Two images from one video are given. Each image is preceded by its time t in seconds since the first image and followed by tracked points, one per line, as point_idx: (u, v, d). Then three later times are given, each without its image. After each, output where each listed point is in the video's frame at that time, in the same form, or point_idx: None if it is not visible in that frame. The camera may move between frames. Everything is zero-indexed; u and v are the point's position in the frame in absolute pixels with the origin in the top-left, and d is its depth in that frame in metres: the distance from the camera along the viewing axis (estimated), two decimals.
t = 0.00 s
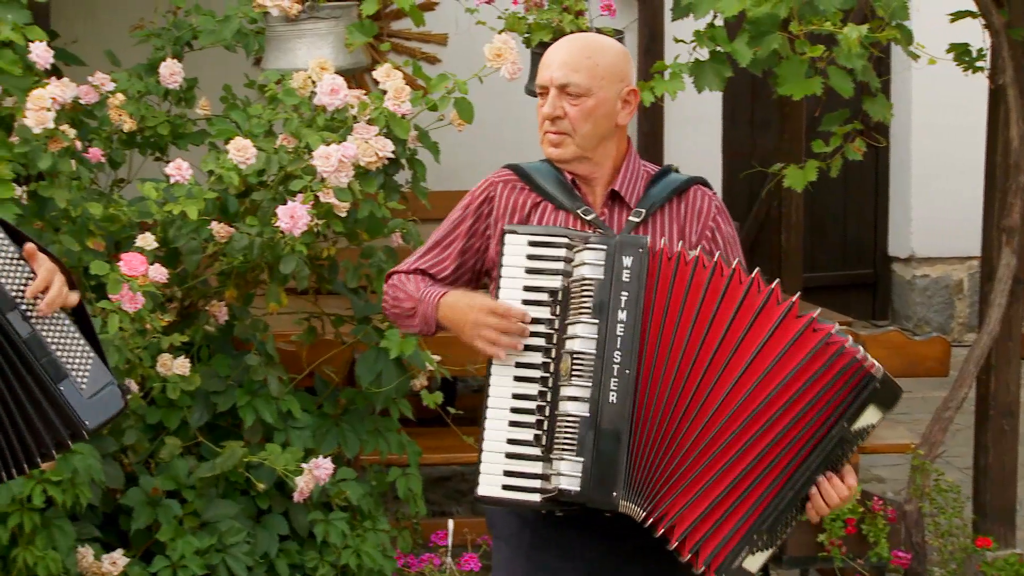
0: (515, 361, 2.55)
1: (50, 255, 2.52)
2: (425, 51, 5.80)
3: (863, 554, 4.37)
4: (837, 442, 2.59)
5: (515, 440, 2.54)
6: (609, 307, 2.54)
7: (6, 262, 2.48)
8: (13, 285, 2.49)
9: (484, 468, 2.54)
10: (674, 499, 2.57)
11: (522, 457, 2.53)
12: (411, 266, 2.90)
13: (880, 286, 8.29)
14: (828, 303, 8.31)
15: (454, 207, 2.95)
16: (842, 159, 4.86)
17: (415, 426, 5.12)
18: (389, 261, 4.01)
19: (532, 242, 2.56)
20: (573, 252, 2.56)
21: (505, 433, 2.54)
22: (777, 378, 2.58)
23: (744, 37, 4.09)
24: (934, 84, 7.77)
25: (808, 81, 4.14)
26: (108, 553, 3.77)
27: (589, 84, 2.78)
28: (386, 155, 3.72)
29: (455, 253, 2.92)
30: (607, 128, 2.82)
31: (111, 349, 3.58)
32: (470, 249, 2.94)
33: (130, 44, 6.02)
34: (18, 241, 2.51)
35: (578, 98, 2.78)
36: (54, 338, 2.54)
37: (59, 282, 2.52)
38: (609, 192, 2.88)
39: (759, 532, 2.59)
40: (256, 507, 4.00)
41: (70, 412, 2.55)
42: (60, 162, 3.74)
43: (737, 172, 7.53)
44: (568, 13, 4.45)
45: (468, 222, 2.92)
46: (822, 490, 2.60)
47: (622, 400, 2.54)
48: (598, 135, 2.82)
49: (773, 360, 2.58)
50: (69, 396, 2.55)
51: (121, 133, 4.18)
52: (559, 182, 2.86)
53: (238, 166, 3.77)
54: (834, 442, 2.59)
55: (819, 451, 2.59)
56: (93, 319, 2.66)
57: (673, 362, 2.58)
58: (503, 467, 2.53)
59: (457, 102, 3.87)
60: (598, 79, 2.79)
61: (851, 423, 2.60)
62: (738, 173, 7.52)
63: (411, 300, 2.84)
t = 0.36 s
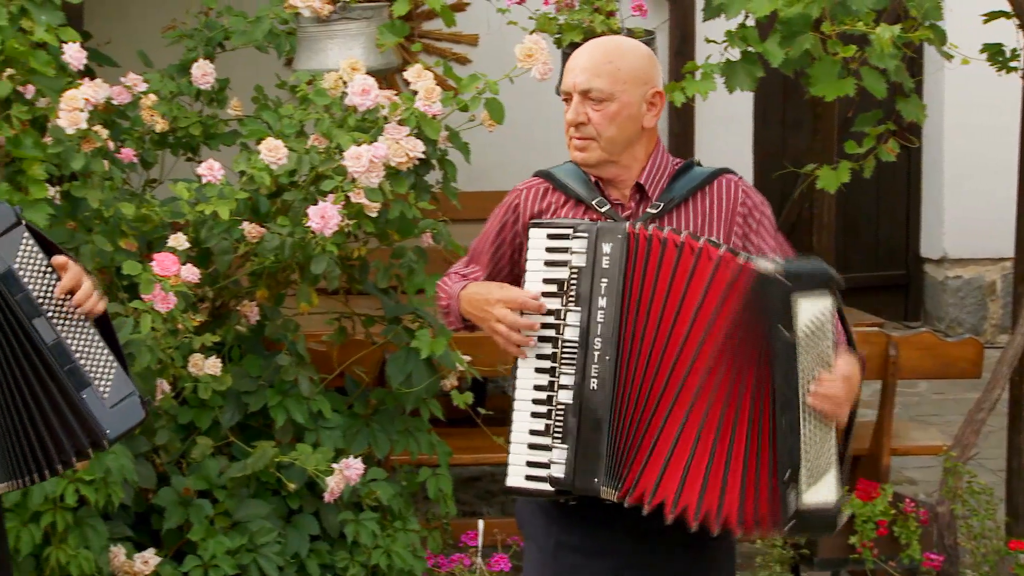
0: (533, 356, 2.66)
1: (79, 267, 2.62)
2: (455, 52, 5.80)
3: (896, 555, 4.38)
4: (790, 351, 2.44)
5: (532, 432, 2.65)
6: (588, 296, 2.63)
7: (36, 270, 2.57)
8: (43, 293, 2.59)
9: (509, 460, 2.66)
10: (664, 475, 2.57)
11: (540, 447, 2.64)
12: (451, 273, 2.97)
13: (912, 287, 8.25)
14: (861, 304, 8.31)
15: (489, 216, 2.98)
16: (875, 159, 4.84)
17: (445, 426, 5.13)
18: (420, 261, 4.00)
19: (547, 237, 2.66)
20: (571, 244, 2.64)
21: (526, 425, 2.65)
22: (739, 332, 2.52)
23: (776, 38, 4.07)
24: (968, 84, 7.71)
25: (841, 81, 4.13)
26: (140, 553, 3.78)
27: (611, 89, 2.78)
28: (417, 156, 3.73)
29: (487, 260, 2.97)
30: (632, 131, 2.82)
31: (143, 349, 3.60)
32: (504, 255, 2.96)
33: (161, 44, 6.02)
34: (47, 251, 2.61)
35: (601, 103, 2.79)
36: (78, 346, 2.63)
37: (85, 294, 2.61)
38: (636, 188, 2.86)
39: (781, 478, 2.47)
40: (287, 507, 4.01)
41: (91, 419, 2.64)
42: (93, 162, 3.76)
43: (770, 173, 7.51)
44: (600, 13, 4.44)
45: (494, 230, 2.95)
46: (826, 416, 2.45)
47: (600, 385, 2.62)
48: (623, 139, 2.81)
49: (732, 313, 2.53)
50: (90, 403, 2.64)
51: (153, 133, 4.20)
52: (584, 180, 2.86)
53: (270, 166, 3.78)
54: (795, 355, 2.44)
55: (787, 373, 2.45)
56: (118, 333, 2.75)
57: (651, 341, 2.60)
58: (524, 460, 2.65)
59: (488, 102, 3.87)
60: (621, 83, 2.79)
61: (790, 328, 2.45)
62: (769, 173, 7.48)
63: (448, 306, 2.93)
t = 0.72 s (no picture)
0: (559, 356, 2.70)
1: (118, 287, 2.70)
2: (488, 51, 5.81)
3: (927, 557, 4.34)
4: (760, 289, 2.53)
5: (559, 436, 2.67)
6: (607, 291, 2.69)
7: (73, 283, 2.64)
8: (78, 307, 2.64)
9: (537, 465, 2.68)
10: (688, 459, 2.60)
11: (566, 450, 2.67)
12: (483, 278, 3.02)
13: (945, 288, 8.19)
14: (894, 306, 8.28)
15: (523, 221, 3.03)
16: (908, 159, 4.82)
17: (476, 427, 5.13)
18: (451, 261, 4.01)
19: (570, 241, 2.72)
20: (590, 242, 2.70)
21: (553, 430, 2.68)
22: (732, 298, 2.60)
23: (809, 38, 4.06)
24: (1003, 84, 7.69)
25: (875, 80, 4.11)
26: (172, 552, 3.80)
27: (631, 87, 2.81)
28: (449, 156, 3.73)
29: (520, 261, 3.00)
30: (654, 129, 2.83)
31: (175, 348, 3.61)
32: (534, 258, 3.00)
33: (195, 45, 6.04)
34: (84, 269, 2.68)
35: (622, 101, 2.81)
36: (107, 364, 2.67)
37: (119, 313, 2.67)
38: (658, 185, 2.86)
39: (801, 405, 2.48)
40: (318, 507, 4.02)
41: (114, 436, 2.66)
42: (126, 162, 3.77)
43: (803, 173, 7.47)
44: (631, 14, 4.43)
45: (527, 231, 2.99)
46: (817, 326, 2.49)
47: (621, 378, 2.66)
48: (646, 137, 2.83)
49: (722, 283, 2.61)
50: (113, 419, 2.66)
51: (186, 133, 4.21)
52: (610, 183, 2.89)
53: (302, 167, 3.79)
54: (767, 290, 2.53)
55: (768, 306, 2.53)
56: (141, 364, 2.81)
57: (662, 330, 2.66)
58: (551, 465, 2.67)
59: (519, 102, 3.87)
60: (640, 81, 2.81)
61: (751, 268, 2.54)
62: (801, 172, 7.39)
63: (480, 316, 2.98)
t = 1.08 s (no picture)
0: (594, 345, 2.72)
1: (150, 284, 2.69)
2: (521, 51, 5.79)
3: (964, 558, 4.36)
4: (785, 259, 2.56)
5: (593, 424, 2.67)
6: (649, 274, 2.69)
7: (103, 279, 2.65)
8: (107, 302, 2.65)
9: (569, 455, 2.68)
10: (723, 436, 2.59)
11: (601, 440, 2.66)
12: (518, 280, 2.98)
13: (982, 289, 8.16)
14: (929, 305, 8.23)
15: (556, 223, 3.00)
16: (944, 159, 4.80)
17: (510, 427, 5.13)
18: (485, 261, 4.01)
19: (607, 233, 2.75)
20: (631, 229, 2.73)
21: (587, 419, 2.68)
22: (761, 273, 2.61)
23: (845, 37, 4.04)
24: None
25: (911, 79, 4.10)
26: (207, 550, 3.81)
27: (674, 76, 2.80)
28: (483, 156, 3.73)
29: (554, 262, 2.97)
30: (695, 121, 2.83)
31: (210, 347, 3.63)
32: (569, 259, 2.97)
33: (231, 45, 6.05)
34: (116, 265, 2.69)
35: (664, 91, 2.81)
36: (135, 359, 2.67)
37: (148, 309, 2.67)
38: (694, 178, 2.86)
39: (827, 369, 2.47)
40: (352, 505, 4.03)
41: (138, 431, 2.66)
42: (161, 162, 3.79)
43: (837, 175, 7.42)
44: (666, 13, 4.42)
45: (561, 231, 2.96)
46: (840, 293, 2.51)
47: (664, 358, 2.65)
48: (686, 128, 2.82)
49: (753, 259, 2.62)
50: (138, 415, 2.66)
51: (221, 133, 4.23)
52: (647, 179, 2.87)
53: (336, 166, 3.80)
54: (791, 260, 2.55)
55: (791, 277, 2.55)
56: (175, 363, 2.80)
57: (700, 310, 2.66)
58: (585, 452, 2.67)
59: (553, 102, 3.86)
60: (682, 70, 2.81)
61: (774, 240, 2.57)
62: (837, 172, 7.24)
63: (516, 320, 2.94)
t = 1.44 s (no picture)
0: (636, 350, 2.64)
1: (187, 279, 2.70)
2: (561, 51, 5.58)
3: (1006, 561, 4.33)
4: (839, 268, 2.54)
5: (636, 429, 2.61)
6: (702, 275, 2.61)
7: (138, 273, 2.64)
8: (142, 296, 2.64)
9: (611, 459, 2.62)
10: (770, 438, 2.53)
11: (646, 443, 2.60)
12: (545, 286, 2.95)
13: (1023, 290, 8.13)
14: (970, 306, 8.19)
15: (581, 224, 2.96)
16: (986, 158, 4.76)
17: (548, 427, 5.13)
18: (523, 260, 4.01)
19: (643, 237, 2.67)
20: (678, 228, 2.65)
21: (629, 424, 2.61)
22: (812, 278, 2.57)
23: (885, 36, 4.02)
24: None
25: (954, 78, 4.06)
26: (247, 548, 3.83)
27: (711, 81, 2.79)
28: (522, 156, 3.73)
29: (580, 267, 2.93)
30: (730, 125, 2.82)
31: (250, 346, 3.64)
32: (596, 263, 2.93)
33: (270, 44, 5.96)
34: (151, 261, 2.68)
35: (701, 96, 2.79)
36: (170, 355, 2.66)
37: (184, 305, 2.68)
38: (729, 182, 2.85)
39: (875, 382, 2.47)
40: (391, 505, 4.04)
41: (174, 424, 2.64)
42: (202, 162, 3.80)
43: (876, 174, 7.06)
44: (705, 13, 4.41)
45: (585, 237, 2.92)
46: (893, 308, 2.52)
47: (722, 360, 2.57)
48: (723, 133, 2.81)
49: (804, 263, 2.58)
50: (173, 409, 2.64)
51: (261, 133, 4.24)
52: (675, 185, 2.83)
53: (375, 166, 3.80)
54: (846, 269, 2.54)
55: (845, 286, 2.53)
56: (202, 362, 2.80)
57: (753, 313, 2.58)
58: (628, 457, 2.61)
59: (592, 102, 3.86)
60: (719, 76, 2.80)
61: (830, 247, 2.54)
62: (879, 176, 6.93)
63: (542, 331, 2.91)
